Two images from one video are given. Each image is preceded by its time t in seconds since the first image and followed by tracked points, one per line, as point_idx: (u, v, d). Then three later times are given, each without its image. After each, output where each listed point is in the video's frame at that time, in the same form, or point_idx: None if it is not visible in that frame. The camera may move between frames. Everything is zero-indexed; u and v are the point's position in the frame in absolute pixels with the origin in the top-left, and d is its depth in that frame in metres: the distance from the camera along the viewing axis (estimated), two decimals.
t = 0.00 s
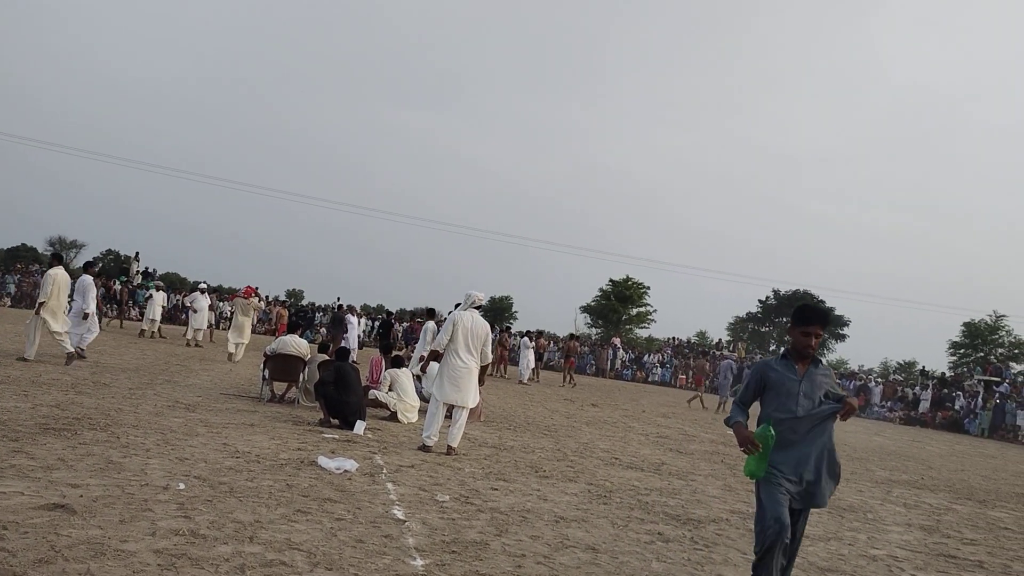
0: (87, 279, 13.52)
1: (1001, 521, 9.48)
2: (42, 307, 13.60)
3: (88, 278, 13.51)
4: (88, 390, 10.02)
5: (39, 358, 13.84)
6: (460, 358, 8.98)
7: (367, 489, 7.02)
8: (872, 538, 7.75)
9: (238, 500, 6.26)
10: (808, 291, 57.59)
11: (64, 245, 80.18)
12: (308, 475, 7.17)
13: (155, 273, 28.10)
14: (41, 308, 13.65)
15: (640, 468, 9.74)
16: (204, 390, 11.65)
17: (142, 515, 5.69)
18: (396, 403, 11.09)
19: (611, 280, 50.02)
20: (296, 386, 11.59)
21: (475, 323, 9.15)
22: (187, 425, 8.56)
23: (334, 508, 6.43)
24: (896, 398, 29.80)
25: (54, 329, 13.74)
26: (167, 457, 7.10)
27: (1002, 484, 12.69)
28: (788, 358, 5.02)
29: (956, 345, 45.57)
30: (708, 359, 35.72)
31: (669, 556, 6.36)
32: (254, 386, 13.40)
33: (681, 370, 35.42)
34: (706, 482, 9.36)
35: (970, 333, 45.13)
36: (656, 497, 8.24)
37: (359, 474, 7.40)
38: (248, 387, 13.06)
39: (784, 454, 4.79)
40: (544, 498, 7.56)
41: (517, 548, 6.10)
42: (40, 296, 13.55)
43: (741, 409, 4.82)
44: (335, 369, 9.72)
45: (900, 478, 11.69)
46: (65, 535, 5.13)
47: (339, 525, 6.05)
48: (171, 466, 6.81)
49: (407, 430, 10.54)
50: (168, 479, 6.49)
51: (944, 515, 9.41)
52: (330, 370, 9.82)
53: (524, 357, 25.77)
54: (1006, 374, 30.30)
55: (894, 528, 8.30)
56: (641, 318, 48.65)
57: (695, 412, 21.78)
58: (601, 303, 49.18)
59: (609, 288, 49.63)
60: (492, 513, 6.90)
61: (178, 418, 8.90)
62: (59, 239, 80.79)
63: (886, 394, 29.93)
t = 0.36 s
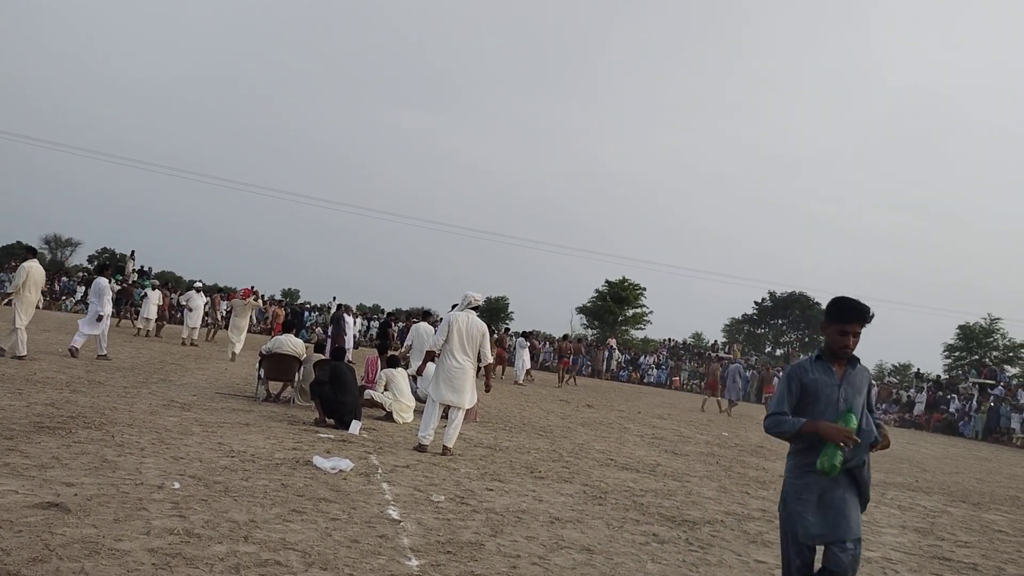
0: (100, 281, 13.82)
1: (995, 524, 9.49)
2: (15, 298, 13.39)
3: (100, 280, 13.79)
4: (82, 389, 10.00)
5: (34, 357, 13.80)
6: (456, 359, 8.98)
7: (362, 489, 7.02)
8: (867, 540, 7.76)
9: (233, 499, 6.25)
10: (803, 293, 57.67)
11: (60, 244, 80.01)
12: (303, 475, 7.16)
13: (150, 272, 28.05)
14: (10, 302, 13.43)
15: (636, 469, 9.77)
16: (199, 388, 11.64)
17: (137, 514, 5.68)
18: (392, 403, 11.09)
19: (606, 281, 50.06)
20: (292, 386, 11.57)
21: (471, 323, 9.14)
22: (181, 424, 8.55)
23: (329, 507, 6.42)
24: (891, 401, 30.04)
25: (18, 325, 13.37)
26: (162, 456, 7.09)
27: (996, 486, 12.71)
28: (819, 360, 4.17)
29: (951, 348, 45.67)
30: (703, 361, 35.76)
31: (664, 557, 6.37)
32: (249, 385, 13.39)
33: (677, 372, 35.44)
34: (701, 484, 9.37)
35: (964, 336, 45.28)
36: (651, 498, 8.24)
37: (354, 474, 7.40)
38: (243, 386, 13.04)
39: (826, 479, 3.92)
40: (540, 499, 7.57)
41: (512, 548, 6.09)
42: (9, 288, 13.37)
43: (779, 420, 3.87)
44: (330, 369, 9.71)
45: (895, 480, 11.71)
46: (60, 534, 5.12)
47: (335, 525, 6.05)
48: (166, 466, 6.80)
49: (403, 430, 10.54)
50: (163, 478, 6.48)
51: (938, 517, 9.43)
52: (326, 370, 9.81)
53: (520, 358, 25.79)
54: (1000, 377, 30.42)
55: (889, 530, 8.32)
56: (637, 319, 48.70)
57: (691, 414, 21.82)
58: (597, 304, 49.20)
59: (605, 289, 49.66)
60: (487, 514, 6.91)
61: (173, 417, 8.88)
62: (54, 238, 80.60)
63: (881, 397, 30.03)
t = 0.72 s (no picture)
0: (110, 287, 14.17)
1: (988, 525, 9.53)
2: None
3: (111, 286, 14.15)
4: (76, 387, 9.97)
5: (26, 355, 13.76)
6: (450, 358, 8.98)
7: (356, 488, 7.02)
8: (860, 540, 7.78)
9: (226, 498, 6.25)
10: (798, 293, 57.73)
11: (53, 242, 79.71)
12: (297, 474, 7.16)
13: (145, 270, 27.98)
14: None
15: (630, 469, 9.78)
16: (193, 387, 11.62)
17: (131, 513, 5.67)
18: (387, 403, 11.09)
19: (601, 280, 50.07)
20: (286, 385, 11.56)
21: (465, 323, 9.14)
22: (175, 423, 8.54)
23: (323, 507, 6.42)
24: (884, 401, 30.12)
25: None
26: (156, 455, 7.08)
27: (989, 487, 12.75)
28: (877, 369, 3.81)
29: (945, 348, 45.77)
30: (697, 361, 35.79)
31: (658, 558, 6.38)
32: (243, 384, 13.37)
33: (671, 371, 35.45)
34: (695, 484, 9.39)
35: (958, 337, 45.37)
36: (645, 498, 8.25)
37: (348, 473, 7.40)
38: (237, 385, 13.02)
39: (899, 504, 3.61)
40: (534, 498, 7.57)
41: (506, 548, 6.10)
42: None
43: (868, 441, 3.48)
44: (325, 368, 9.71)
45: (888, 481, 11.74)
46: (53, 533, 5.11)
47: (329, 525, 6.04)
48: (160, 465, 6.79)
49: (397, 429, 10.54)
50: (156, 477, 6.47)
51: (931, 518, 9.46)
52: (320, 369, 9.80)
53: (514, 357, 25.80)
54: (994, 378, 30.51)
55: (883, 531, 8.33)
56: (632, 318, 48.70)
57: (686, 414, 21.86)
58: (592, 303, 49.20)
59: (600, 288, 49.66)
60: (481, 513, 6.91)
61: (167, 416, 8.86)
62: (48, 236, 80.39)
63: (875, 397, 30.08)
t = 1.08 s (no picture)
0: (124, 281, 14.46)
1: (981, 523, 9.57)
2: None
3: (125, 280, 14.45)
4: (69, 383, 9.95)
5: (19, 351, 13.72)
6: (443, 356, 8.96)
7: (350, 485, 7.02)
8: (853, 538, 7.80)
9: (220, 495, 6.24)
10: (793, 292, 57.81)
11: (47, 238, 79.49)
12: (291, 471, 7.15)
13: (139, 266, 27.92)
14: None
15: (624, 466, 9.81)
16: (188, 384, 11.59)
17: (124, 509, 5.66)
18: (381, 400, 11.10)
19: (597, 279, 50.11)
20: (280, 382, 11.55)
21: (458, 320, 9.12)
22: (169, 420, 8.52)
23: (317, 504, 6.42)
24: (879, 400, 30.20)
25: None
26: (150, 451, 7.07)
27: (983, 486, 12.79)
28: (936, 380, 3.48)
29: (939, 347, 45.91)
30: (692, 358, 35.79)
31: (651, 555, 6.39)
32: (237, 381, 13.35)
33: (666, 369, 35.46)
34: (689, 481, 9.41)
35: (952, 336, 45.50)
36: (639, 496, 8.27)
37: (342, 471, 7.39)
38: (231, 382, 13.01)
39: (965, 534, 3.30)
40: (529, 495, 7.58)
41: (500, 545, 6.10)
42: None
43: (919, 473, 3.16)
44: (320, 366, 9.70)
45: (882, 479, 11.78)
46: (46, 529, 5.10)
47: (323, 522, 6.04)
48: (153, 461, 6.78)
49: (392, 426, 10.54)
50: (150, 473, 6.46)
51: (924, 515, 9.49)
52: (315, 366, 9.80)
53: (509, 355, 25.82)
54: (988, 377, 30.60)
55: (876, 529, 8.36)
56: (627, 317, 48.75)
57: (680, 411, 21.89)
58: (587, 301, 49.23)
59: (595, 286, 49.69)
60: (475, 510, 6.92)
61: (160, 412, 8.85)
62: (42, 232, 80.22)
63: (869, 396, 30.15)
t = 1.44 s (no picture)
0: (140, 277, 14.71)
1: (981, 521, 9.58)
2: None
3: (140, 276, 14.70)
4: (71, 378, 9.96)
5: (21, 346, 13.73)
6: (438, 352, 8.99)
7: (351, 480, 7.03)
8: (853, 535, 7.81)
9: (221, 490, 6.25)
10: (794, 289, 57.78)
11: (48, 232, 79.57)
12: (292, 466, 7.16)
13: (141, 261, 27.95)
14: None
15: (624, 463, 9.82)
16: (189, 379, 11.61)
17: (125, 503, 5.67)
18: (382, 395, 11.11)
19: (598, 275, 50.10)
20: (281, 377, 11.56)
21: (452, 316, 9.16)
22: (170, 414, 8.53)
23: (318, 499, 6.43)
24: (880, 397, 30.07)
25: None
26: (151, 446, 7.08)
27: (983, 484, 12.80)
28: None
29: (940, 345, 45.88)
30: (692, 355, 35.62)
31: (652, 551, 6.40)
32: (238, 376, 13.36)
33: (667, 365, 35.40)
34: (689, 478, 9.42)
35: (953, 333, 45.47)
36: (639, 492, 8.28)
37: (343, 466, 7.40)
38: (232, 377, 13.01)
39: None
40: (529, 491, 7.59)
41: (500, 541, 6.11)
42: None
43: None
44: (321, 361, 9.71)
45: (882, 477, 11.79)
46: (47, 523, 5.11)
47: (323, 517, 6.05)
48: (155, 455, 6.79)
49: (392, 422, 10.55)
50: (151, 468, 6.47)
51: (924, 513, 9.49)
52: (316, 361, 9.80)
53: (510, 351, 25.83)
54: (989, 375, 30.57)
55: (876, 526, 8.36)
56: (628, 313, 48.76)
57: (681, 408, 21.90)
58: (588, 297, 49.22)
59: (596, 283, 49.68)
60: (476, 506, 6.93)
61: (161, 407, 8.86)
62: (43, 226, 80.34)
63: (870, 393, 30.15)
